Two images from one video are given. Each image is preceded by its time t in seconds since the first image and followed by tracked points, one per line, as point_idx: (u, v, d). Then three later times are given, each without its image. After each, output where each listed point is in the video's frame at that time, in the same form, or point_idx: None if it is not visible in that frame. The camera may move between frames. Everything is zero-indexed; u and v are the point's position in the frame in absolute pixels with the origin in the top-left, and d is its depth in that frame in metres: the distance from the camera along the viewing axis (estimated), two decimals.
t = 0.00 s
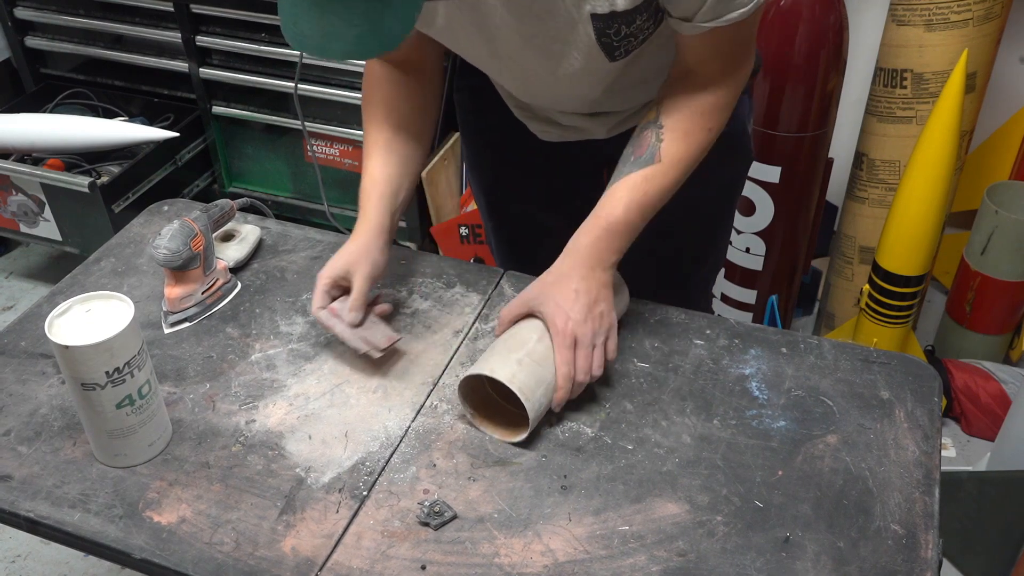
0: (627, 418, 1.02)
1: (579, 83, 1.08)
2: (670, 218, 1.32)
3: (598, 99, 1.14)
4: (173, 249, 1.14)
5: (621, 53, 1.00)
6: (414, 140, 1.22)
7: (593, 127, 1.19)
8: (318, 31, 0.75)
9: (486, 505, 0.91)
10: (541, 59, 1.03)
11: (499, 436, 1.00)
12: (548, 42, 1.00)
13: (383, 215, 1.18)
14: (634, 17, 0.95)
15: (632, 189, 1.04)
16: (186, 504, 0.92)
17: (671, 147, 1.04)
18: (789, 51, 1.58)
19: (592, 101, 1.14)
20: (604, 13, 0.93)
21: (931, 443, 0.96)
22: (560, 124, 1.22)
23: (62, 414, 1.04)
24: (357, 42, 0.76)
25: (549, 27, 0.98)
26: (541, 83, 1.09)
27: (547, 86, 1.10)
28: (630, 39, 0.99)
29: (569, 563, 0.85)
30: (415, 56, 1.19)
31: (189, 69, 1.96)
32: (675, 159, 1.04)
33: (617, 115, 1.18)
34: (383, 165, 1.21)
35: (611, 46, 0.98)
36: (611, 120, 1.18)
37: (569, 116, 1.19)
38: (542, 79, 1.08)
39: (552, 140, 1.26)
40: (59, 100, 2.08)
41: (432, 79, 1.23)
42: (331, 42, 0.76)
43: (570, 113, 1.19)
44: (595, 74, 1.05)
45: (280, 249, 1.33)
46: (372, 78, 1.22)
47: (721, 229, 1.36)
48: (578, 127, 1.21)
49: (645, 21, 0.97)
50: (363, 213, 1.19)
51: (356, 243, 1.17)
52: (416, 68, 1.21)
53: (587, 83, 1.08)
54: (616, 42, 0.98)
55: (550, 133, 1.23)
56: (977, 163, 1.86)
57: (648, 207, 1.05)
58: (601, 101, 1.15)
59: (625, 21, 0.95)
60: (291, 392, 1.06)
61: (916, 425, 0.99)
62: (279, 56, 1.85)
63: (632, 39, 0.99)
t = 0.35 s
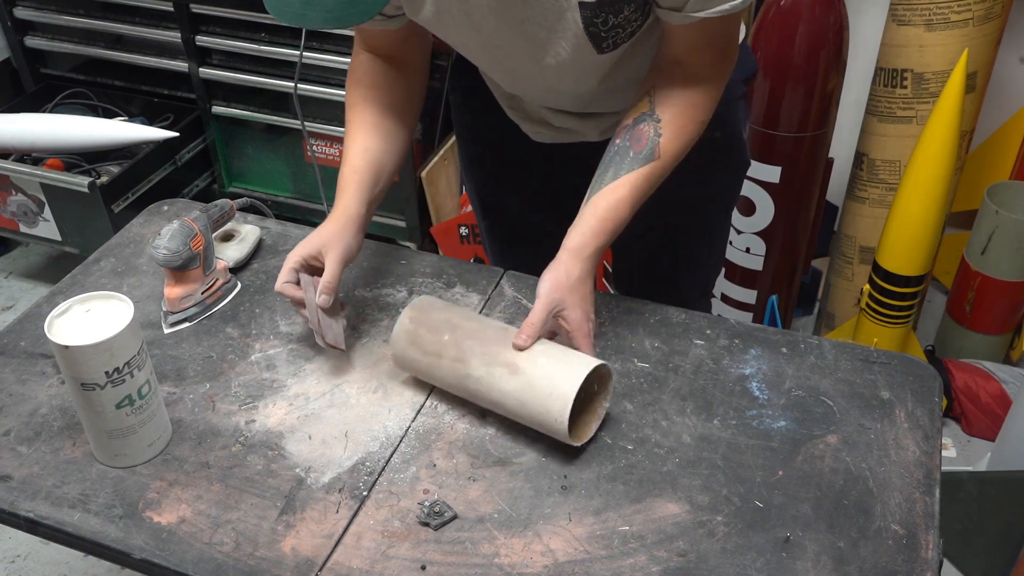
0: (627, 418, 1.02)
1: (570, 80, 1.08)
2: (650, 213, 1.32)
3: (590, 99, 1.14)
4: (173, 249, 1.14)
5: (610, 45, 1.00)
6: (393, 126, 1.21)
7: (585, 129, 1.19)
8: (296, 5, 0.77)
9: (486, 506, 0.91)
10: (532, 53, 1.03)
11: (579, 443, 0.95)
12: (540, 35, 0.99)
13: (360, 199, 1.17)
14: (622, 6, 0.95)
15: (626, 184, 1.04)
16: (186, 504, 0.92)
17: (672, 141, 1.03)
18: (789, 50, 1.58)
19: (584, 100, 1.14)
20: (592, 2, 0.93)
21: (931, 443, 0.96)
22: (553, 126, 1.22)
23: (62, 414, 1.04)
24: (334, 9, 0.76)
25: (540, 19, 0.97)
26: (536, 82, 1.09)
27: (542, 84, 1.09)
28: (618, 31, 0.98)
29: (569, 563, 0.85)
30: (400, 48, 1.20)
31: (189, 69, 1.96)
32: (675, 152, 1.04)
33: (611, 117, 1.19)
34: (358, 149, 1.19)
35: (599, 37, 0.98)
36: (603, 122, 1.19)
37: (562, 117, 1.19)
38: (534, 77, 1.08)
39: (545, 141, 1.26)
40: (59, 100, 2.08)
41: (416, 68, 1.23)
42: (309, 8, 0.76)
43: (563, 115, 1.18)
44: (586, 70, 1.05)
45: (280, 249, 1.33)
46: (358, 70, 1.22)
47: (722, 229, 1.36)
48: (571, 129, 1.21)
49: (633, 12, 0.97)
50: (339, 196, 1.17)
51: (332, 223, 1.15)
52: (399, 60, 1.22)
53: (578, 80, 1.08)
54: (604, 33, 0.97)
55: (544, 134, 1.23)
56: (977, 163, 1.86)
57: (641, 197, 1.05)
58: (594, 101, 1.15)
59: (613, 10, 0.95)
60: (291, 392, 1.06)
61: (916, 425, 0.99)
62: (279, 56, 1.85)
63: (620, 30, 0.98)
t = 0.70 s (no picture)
0: (627, 418, 1.02)
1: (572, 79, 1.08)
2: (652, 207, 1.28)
3: (587, 97, 1.14)
4: (173, 249, 1.14)
5: (613, 41, 0.99)
6: (417, 109, 1.22)
7: (585, 127, 1.20)
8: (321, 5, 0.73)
9: (486, 506, 0.91)
10: (531, 47, 1.02)
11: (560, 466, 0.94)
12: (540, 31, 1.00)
13: (401, 180, 1.18)
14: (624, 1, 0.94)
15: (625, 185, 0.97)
16: (186, 504, 0.92)
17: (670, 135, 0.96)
18: (789, 50, 1.58)
19: (584, 100, 1.14)
20: None
21: (931, 443, 0.96)
22: (552, 123, 1.22)
23: (62, 414, 1.04)
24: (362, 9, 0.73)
25: (542, 13, 0.97)
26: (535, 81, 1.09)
27: (541, 83, 1.10)
28: (621, 26, 0.98)
29: (569, 563, 0.85)
30: (411, 36, 1.19)
31: (189, 69, 1.96)
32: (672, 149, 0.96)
33: (610, 115, 1.19)
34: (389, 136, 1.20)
35: (601, 32, 0.97)
36: (603, 121, 1.19)
37: (562, 116, 1.19)
38: (534, 75, 1.09)
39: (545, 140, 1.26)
40: (59, 100, 2.08)
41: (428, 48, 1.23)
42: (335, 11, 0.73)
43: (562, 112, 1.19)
44: (587, 68, 1.05)
45: (280, 249, 1.33)
46: (375, 63, 1.22)
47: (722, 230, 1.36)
48: (571, 127, 1.21)
49: (636, 7, 0.96)
50: (380, 183, 1.18)
51: (377, 206, 1.15)
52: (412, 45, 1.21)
53: (577, 76, 1.07)
54: (605, 28, 0.97)
55: (544, 132, 1.23)
56: (977, 163, 1.86)
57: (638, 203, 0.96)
58: (594, 101, 1.15)
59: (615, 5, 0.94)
60: (291, 392, 1.06)
61: (916, 425, 0.99)
62: (279, 56, 1.85)
63: (622, 25, 0.97)
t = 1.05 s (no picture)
0: (627, 418, 1.02)
1: (578, 79, 1.08)
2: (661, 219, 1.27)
3: (594, 98, 1.15)
4: (173, 249, 1.14)
5: (616, 45, 0.99)
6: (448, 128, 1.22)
7: (591, 126, 1.21)
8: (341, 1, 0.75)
9: (486, 506, 0.91)
10: (538, 49, 1.03)
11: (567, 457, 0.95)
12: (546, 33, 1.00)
13: (442, 203, 1.16)
14: (625, 5, 0.93)
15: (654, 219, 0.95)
16: (186, 504, 0.92)
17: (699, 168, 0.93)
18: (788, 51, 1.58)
19: (588, 99, 1.16)
20: None
21: (931, 443, 0.96)
22: (559, 123, 1.23)
23: (62, 414, 1.04)
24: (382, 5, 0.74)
25: (548, 13, 0.97)
26: (540, 80, 1.10)
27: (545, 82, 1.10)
28: (623, 30, 0.97)
29: (569, 563, 0.85)
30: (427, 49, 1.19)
31: (189, 69, 1.96)
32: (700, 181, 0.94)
33: (615, 114, 1.20)
34: (423, 161, 1.18)
35: (605, 36, 0.97)
36: (607, 120, 1.20)
37: (568, 114, 1.20)
38: (538, 76, 1.09)
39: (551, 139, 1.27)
40: (59, 100, 2.08)
41: (441, 66, 1.23)
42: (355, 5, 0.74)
43: (567, 111, 1.20)
44: (592, 70, 1.05)
45: (280, 249, 1.33)
46: (393, 86, 1.21)
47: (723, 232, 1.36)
48: (575, 126, 1.22)
49: (637, 13, 0.95)
50: (422, 213, 1.15)
51: (430, 239, 1.13)
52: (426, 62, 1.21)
53: (584, 77, 1.08)
54: (608, 31, 0.96)
55: (549, 131, 1.24)
56: (978, 164, 1.86)
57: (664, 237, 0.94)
58: (599, 100, 1.16)
59: (616, 8, 0.93)
60: (291, 392, 1.06)
61: (916, 425, 0.99)
62: (279, 56, 1.85)
63: (625, 30, 0.97)
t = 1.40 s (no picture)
0: (627, 418, 1.02)
1: (582, 80, 1.08)
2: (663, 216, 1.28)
3: (600, 98, 1.15)
4: (173, 250, 1.14)
5: (628, 45, 0.99)
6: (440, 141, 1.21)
7: (595, 126, 1.21)
8: (349, 9, 0.68)
9: (486, 506, 0.91)
10: (545, 52, 1.03)
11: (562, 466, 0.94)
12: (549, 36, 1.00)
13: (424, 214, 1.16)
14: (641, 6, 0.94)
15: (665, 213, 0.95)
16: (186, 504, 0.92)
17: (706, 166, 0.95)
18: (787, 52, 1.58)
19: (592, 99, 1.16)
20: None
21: (931, 443, 0.97)
22: (563, 123, 1.23)
23: (62, 414, 1.04)
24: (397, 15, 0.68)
25: (559, 14, 0.97)
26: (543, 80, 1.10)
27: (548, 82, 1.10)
28: (637, 30, 0.97)
29: (569, 563, 0.85)
30: (426, 60, 1.18)
31: (189, 69, 1.96)
32: (706, 181, 0.94)
33: (618, 114, 1.20)
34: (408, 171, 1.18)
35: (618, 35, 0.97)
36: (612, 119, 1.20)
37: (573, 115, 1.20)
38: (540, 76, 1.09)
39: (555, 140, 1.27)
40: (59, 100, 2.08)
41: (443, 77, 1.23)
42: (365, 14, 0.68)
43: (572, 111, 1.20)
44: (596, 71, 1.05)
45: (280, 249, 1.33)
46: (389, 93, 1.20)
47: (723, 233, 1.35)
48: (582, 126, 1.22)
49: (651, 11, 0.95)
50: (404, 222, 1.15)
51: (405, 249, 1.13)
52: (425, 72, 1.21)
53: (590, 78, 1.08)
54: (622, 31, 0.96)
55: (554, 132, 1.24)
56: (978, 164, 1.86)
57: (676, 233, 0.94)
58: (603, 100, 1.16)
59: (632, 8, 0.94)
60: (291, 392, 1.06)
61: (916, 425, 0.99)
62: (279, 56, 1.85)
63: (638, 29, 0.97)
